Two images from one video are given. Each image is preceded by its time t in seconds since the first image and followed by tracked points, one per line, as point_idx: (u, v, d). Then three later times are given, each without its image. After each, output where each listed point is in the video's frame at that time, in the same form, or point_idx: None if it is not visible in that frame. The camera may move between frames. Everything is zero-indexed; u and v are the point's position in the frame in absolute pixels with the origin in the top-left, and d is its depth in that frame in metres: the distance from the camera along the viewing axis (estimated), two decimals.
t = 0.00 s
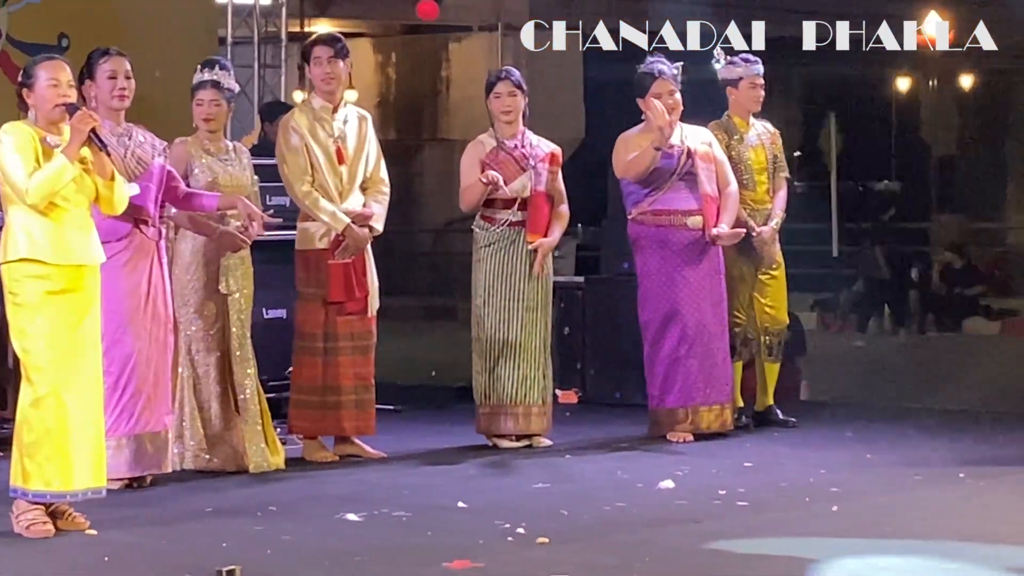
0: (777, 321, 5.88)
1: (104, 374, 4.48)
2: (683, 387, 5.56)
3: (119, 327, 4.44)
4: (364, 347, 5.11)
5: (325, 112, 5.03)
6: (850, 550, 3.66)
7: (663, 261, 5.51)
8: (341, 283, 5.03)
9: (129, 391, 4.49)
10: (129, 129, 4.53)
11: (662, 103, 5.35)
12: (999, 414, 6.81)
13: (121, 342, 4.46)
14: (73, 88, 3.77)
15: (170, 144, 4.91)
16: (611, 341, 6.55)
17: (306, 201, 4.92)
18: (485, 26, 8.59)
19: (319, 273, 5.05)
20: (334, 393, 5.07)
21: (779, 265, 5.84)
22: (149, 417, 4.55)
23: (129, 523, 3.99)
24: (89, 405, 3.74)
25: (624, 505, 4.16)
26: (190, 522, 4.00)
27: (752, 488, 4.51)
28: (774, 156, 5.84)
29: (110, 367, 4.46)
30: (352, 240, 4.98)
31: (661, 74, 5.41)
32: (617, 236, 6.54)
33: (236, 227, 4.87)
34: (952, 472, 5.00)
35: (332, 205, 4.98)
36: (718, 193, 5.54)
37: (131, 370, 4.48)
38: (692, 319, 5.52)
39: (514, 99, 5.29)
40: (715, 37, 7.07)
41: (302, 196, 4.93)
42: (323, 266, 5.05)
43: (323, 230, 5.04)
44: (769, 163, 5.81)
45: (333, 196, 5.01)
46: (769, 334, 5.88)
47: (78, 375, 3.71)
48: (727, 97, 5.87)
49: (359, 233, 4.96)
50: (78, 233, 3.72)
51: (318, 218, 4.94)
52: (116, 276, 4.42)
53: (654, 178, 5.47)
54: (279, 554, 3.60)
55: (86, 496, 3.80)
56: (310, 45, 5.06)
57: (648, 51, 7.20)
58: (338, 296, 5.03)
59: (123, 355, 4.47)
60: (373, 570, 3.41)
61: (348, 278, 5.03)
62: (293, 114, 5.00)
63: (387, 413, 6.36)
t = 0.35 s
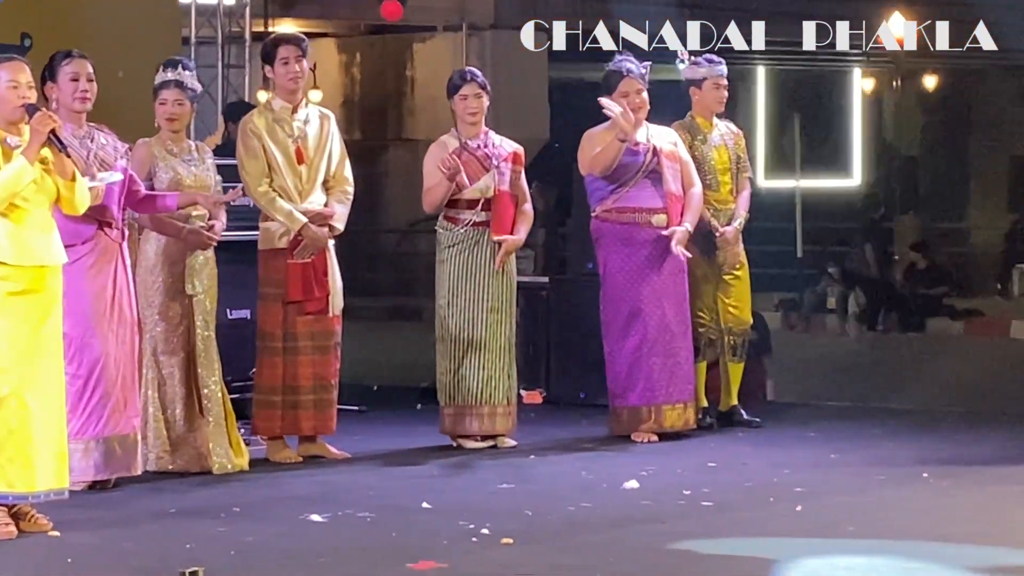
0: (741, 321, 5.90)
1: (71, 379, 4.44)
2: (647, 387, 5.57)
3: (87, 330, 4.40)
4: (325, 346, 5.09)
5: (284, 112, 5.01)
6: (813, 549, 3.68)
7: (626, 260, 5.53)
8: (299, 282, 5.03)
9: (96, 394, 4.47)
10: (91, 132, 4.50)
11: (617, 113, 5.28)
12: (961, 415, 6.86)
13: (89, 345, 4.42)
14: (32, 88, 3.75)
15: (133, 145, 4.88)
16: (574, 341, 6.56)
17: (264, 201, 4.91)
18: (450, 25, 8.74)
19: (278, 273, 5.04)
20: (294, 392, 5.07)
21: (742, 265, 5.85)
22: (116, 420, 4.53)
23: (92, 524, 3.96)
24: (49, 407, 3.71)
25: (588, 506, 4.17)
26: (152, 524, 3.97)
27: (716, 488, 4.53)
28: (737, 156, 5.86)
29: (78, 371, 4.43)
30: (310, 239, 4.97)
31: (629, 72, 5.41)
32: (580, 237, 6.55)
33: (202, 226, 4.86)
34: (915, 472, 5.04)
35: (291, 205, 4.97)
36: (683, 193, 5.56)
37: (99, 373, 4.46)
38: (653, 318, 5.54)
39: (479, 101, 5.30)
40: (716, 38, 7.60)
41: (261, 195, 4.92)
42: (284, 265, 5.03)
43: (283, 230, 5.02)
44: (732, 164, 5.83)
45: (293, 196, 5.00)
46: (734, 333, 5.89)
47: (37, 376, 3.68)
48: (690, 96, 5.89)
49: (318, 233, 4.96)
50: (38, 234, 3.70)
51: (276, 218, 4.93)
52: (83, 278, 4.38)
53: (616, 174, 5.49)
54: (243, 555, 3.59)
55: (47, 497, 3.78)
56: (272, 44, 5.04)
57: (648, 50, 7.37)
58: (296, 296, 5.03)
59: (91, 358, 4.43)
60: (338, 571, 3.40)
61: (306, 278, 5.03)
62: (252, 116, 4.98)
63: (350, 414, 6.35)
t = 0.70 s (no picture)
0: (707, 320, 5.90)
1: (38, 381, 4.42)
2: (612, 387, 5.59)
3: (54, 331, 4.39)
4: (294, 346, 5.09)
5: (253, 112, 5.00)
6: (780, 548, 3.70)
7: (593, 260, 5.55)
8: (268, 283, 5.00)
9: (65, 395, 4.45)
10: (55, 134, 4.49)
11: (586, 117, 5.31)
12: (927, 415, 6.91)
13: (57, 346, 4.40)
14: None
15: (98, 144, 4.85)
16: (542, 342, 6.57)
17: (232, 200, 4.91)
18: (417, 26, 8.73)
19: (246, 273, 5.03)
20: (263, 392, 5.06)
21: (708, 265, 5.87)
22: (85, 421, 4.51)
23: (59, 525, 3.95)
24: (13, 408, 3.70)
25: (556, 505, 4.19)
26: (119, 524, 3.96)
27: (684, 488, 4.55)
28: (703, 156, 5.89)
29: (46, 372, 4.42)
30: (279, 239, 4.97)
31: (599, 73, 5.41)
32: (547, 237, 6.56)
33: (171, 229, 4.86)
34: (881, 471, 5.07)
35: (259, 204, 4.96)
36: (650, 195, 5.58)
37: (68, 374, 4.44)
38: (621, 318, 5.55)
39: (446, 102, 5.30)
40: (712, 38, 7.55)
41: (228, 194, 4.91)
42: (250, 265, 5.02)
43: (251, 229, 5.02)
44: (698, 163, 5.85)
45: (261, 195, 4.99)
46: (701, 333, 5.90)
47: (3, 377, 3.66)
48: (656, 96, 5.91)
49: (286, 232, 4.95)
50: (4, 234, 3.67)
51: (245, 217, 4.92)
52: (49, 278, 4.37)
53: (584, 174, 5.51)
54: (211, 555, 3.58)
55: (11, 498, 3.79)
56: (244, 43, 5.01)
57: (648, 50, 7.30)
58: (266, 295, 5.00)
59: (60, 359, 4.41)
60: (306, 571, 3.40)
61: (275, 278, 5.01)
62: (220, 115, 4.96)
63: (317, 414, 6.34)
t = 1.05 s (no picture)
0: (674, 319, 5.92)
1: (3, 380, 4.40)
2: (583, 388, 5.60)
3: (19, 330, 4.38)
4: (264, 346, 5.08)
5: (225, 111, 4.98)
6: (748, 547, 3.72)
7: (562, 261, 5.56)
8: (239, 282, 4.99)
9: (29, 394, 4.43)
10: (21, 133, 4.46)
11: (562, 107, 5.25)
12: (896, 414, 6.96)
13: (21, 344, 4.39)
14: None
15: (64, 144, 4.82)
16: (510, 343, 6.55)
17: (203, 199, 4.88)
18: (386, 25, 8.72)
19: (216, 273, 5.00)
20: (233, 392, 5.05)
21: (677, 264, 5.91)
22: (50, 421, 4.49)
23: (24, 526, 3.92)
24: None
25: (526, 505, 4.19)
26: (86, 525, 3.94)
27: (653, 487, 4.56)
28: (671, 157, 5.90)
29: (10, 372, 4.40)
30: (251, 239, 4.96)
31: (572, 75, 5.41)
32: (517, 237, 6.56)
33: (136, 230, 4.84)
34: (850, 470, 5.10)
35: (230, 204, 4.94)
36: (618, 195, 5.60)
37: (31, 374, 4.42)
38: (591, 319, 5.57)
39: (415, 102, 5.30)
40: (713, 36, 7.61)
41: (200, 194, 4.88)
42: (221, 265, 5.00)
43: (222, 229, 5.00)
44: (665, 163, 5.87)
45: (232, 195, 4.97)
46: (668, 333, 5.92)
47: None
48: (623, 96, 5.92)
49: (258, 232, 4.94)
50: None
51: (216, 217, 4.91)
52: (14, 277, 4.36)
53: (553, 175, 5.53)
54: (178, 556, 3.57)
55: None
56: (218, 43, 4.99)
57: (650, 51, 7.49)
58: (238, 294, 4.98)
59: (25, 358, 4.40)
60: (275, 571, 3.39)
61: (246, 278, 4.99)
62: (191, 113, 4.93)
63: (286, 414, 6.33)
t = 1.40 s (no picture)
0: (638, 320, 5.97)
1: None
2: (542, 386, 5.62)
3: None
4: (229, 346, 5.06)
5: (190, 111, 4.96)
6: (712, 547, 3.74)
7: (522, 258, 5.58)
8: (205, 283, 4.96)
9: None
10: None
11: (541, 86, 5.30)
12: (860, 414, 7.01)
13: None
14: None
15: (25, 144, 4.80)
16: (475, 343, 6.57)
17: (168, 200, 4.86)
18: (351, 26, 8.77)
19: (181, 273, 4.99)
20: (198, 393, 5.04)
21: (639, 265, 5.94)
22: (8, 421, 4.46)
23: None
24: None
25: (490, 505, 4.20)
26: (47, 526, 3.92)
27: (617, 486, 4.57)
28: (635, 157, 5.92)
29: None
30: (216, 240, 4.93)
31: (545, 71, 5.30)
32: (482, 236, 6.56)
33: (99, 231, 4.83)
34: (813, 468, 5.14)
35: (195, 204, 4.92)
36: (582, 193, 5.60)
37: None
38: (550, 317, 5.58)
39: (378, 101, 5.29)
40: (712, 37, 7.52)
41: (165, 195, 4.87)
42: (186, 265, 4.99)
43: (187, 230, 4.98)
44: (628, 164, 5.89)
45: (196, 195, 4.96)
46: (631, 333, 5.97)
47: None
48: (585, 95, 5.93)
49: (223, 232, 4.91)
50: None
51: (180, 218, 4.88)
52: None
53: (517, 171, 5.54)
54: (139, 557, 3.56)
55: None
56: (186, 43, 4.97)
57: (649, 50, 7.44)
58: (203, 295, 4.96)
59: None
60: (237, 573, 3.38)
61: (211, 278, 4.96)
62: (157, 112, 4.91)
63: (251, 414, 6.31)
